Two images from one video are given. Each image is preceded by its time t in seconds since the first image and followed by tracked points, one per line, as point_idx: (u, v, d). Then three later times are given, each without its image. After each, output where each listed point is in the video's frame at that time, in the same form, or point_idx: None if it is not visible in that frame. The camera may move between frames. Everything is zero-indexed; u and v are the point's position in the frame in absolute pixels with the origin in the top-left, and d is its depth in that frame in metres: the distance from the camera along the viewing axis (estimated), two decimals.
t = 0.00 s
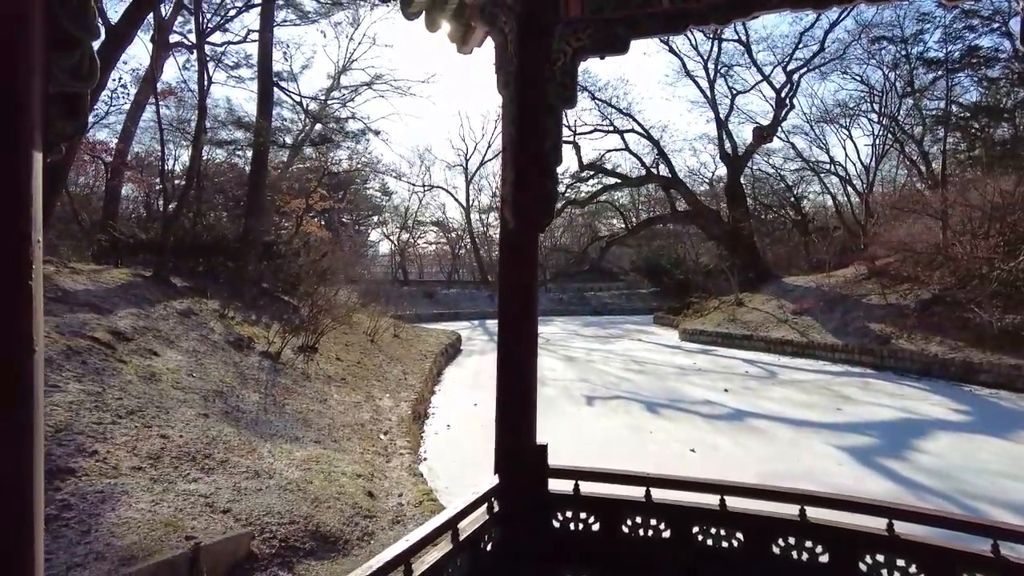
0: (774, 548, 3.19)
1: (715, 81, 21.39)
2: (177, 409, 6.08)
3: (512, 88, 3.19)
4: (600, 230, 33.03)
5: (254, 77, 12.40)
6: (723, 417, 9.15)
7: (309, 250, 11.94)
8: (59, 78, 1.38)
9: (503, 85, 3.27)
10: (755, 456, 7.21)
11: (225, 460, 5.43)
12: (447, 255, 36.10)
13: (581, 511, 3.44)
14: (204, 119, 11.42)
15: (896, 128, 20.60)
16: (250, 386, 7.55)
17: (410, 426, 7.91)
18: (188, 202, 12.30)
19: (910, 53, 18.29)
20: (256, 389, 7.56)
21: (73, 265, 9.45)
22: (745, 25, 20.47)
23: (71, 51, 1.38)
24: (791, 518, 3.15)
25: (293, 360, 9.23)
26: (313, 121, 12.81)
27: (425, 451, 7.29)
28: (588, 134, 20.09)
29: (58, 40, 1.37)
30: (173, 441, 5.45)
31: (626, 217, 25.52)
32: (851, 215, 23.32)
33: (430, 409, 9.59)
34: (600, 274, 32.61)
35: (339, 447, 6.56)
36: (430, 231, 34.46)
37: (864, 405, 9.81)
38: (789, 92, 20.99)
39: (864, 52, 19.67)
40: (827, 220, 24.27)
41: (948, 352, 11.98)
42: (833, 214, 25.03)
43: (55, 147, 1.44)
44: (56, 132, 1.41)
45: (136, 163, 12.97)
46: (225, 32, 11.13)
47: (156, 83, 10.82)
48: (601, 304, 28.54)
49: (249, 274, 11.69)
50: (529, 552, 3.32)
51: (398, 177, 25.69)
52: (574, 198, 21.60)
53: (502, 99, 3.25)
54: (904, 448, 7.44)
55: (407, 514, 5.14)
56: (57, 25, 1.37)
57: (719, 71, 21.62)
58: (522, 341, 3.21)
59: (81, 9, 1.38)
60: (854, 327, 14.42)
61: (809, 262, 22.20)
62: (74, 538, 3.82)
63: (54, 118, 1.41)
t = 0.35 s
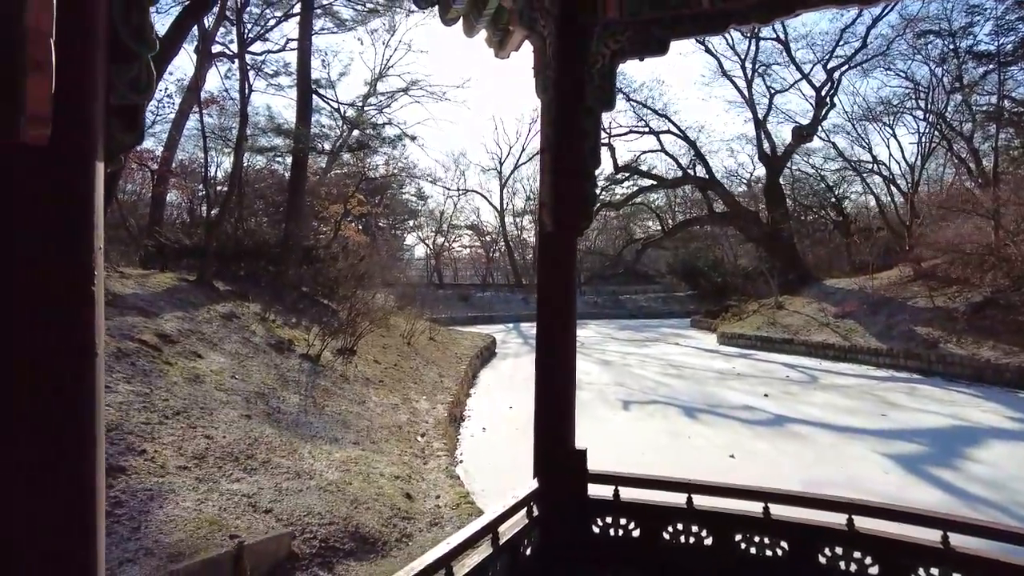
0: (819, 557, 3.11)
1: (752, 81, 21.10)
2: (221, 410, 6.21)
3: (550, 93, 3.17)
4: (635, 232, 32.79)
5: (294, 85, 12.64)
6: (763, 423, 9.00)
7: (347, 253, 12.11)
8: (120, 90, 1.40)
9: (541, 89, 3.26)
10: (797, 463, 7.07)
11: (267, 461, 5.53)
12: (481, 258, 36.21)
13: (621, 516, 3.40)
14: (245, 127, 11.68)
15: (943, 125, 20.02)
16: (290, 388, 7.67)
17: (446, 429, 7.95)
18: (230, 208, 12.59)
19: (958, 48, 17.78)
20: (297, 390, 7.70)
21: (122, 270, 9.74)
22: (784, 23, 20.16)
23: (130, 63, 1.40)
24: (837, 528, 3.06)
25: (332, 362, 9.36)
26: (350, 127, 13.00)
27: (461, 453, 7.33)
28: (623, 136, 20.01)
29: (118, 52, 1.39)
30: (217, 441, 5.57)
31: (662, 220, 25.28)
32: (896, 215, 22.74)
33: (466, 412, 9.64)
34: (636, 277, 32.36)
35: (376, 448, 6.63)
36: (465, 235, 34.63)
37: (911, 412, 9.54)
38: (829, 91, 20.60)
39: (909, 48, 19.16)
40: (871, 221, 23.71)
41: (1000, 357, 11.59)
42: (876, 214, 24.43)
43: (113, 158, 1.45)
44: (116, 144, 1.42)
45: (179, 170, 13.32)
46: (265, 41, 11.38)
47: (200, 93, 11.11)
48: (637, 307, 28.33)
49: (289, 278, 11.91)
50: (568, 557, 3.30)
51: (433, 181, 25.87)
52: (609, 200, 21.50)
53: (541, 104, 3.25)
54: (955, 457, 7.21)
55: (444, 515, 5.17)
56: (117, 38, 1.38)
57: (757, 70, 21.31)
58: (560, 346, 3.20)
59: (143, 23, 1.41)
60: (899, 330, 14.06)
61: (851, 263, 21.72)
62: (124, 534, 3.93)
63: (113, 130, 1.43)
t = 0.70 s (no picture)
0: (862, 568, 3.01)
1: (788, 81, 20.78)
2: (258, 413, 6.32)
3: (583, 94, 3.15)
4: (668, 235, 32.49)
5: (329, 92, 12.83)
6: (800, 428, 8.84)
7: (381, 257, 12.23)
8: (167, 101, 1.46)
9: (574, 92, 3.25)
10: (836, 470, 6.93)
11: (303, 462, 5.62)
12: (513, 262, 36.25)
13: (656, 523, 3.36)
14: (281, 134, 11.88)
15: (988, 122, 19.44)
16: (325, 391, 7.77)
17: (479, 433, 7.95)
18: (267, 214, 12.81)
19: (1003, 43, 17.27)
20: (332, 393, 7.79)
21: (163, 275, 9.96)
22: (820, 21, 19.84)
23: (176, 75, 1.46)
24: (880, 538, 2.96)
25: (366, 366, 9.46)
26: (384, 133, 13.13)
27: (494, 456, 7.35)
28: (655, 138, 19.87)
29: (164, 66, 1.45)
30: (254, 443, 5.66)
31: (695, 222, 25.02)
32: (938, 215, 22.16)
33: (498, 416, 9.65)
34: (669, 280, 32.04)
35: (410, 451, 6.68)
36: (496, 239, 34.69)
37: (956, 418, 9.27)
38: (868, 89, 20.20)
39: (952, 43, 18.67)
40: (912, 222, 23.15)
41: None
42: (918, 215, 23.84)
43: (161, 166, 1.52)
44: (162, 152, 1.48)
45: (217, 177, 13.60)
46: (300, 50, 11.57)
47: (237, 101, 11.35)
48: (670, 311, 28.05)
49: (324, 282, 12.07)
50: (602, 563, 3.28)
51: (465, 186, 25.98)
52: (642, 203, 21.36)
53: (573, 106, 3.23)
54: (1004, 466, 6.97)
55: (477, 519, 5.19)
56: (166, 55, 1.45)
57: (793, 70, 20.98)
58: (594, 350, 3.19)
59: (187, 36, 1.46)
60: (942, 334, 13.69)
61: (892, 265, 21.22)
62: (165, 532, 4.02)
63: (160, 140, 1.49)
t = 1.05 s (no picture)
0: None
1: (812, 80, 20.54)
2: (282, 415, 6.37)
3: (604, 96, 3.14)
4: (691, 237, 32.25)
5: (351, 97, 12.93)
6: (827, 432, 8.71)
7: (403, 261, 12.29)
8: (190, 107, 1.49)
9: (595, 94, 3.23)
10: (864, 475, 6.81)
11: (326, 465, 5.65)
12: (534, 265, 36.20)
13: (680, 528, 3.32)
14: (305, 140, 12.00)
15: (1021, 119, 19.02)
16: (348, 394, 7.83)
17: (501, 436, 7.95)
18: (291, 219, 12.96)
19: None
20: (355, 396, 7.84)
21: (189, 280, 10.10)
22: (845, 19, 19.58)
23: (199, 81, 1.49)
24: (910, 546, 2.89)
25: (389, 369, 9.51)
26: (405, 138, 13.21)
27: (516, 460, 7.34)
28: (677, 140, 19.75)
29: (189, 72, 1.48)
30: (279, 446, 5.71)
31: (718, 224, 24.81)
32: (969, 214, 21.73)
33: (520, 419, 9.64)
34: (692, 283, 31.81)
35: (433, 454, 6.70)
36: (517, 242, 34.70)
37: (989, 423, 9.08)
38: (895, 88, 19.91)
39: (983, 38, 18.30)
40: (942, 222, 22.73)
41: None
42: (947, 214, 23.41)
43: (186, 171, 1.57)
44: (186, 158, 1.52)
45: (242, 183, 13.77)
46: (323, 56, 11.69)
47: (261, 108, 11.49)
48: (693, 313, 27.83)
49: (348, 286, 12.17)
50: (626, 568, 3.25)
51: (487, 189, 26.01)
52: (664, 205, 21.24)
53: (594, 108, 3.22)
54: None
55: (500, 522, 5.18)
56: (190, 61, 1.47)
57: (818, 69, 20.74)
58: (616, 354, 3.17)
59: (209, 40, 1.48)
60: (975, 337, 13.41)
61: (920, 266, 20.85)
62: (192, 533, 4.08)
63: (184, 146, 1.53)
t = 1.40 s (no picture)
0: None
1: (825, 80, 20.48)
2: (295, 418, 6.40)
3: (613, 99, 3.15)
4: (704, 239, 32.13)
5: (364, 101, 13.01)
6: (842, 435, 8.64)
7: (416, 264, 12.34)
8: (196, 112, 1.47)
9: (604, 96, 3.23)
10: (881, 479, 6.74)
11: (338, 467, 5.67)
12: (546, 267, 36.23)
13: (691, 531, 3.30)
14: (318, 144, 12.07)
15: None
16: (361, 397, 7.85)
17: (513, 439, 7.93)
18: (305, 223, 13.05)
19: None
20: (368, 399, 7.87)
21: (204, 284, 10.19)
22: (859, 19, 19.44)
23: (205, 88, 1.48)
24: (925, 550, 2.85)
25: (402, 371, 9.53)
26: (417, 142, 13.26)
27: (527, 462, 7.34)
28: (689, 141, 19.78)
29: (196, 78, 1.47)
30: (291, 449, 5.73)
31: (731, 226, 24.72)
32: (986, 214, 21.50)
33: (532, 422, 9.63)
34: (706, 284, 31.68)
35: (444, 456, 6.71)
36: (529, 245, 34.72)
37: (1007, 425, 8.96)
38: (910, 87, 19.76)
39: (999, 36, 18.11)
40: (959, 222, 22.50)
41: None
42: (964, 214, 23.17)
43: (196, 178, 1.52)
44: (192, 163, 1.48)
45: (256, 187, 13.89)
46: (335, 61, 11.78)
47: (274, 114, 11.58)
48: (706, 316, 27.70)
49: (361, 289, 12.22)
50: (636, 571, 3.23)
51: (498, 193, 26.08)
52: (676, 207, 21.19)
53: (603, 110, 3.22)
54: None
55: (511, 525, 5.18)
56: (197, 66, 1.48)
57: (831, 69, 20.63)
58: (625, 355, 3.16)
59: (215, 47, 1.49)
60: (993, 339, 13.27)
61: (937, 267, 20.65)
62: (205, 536, 4.11)
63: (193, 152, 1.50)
